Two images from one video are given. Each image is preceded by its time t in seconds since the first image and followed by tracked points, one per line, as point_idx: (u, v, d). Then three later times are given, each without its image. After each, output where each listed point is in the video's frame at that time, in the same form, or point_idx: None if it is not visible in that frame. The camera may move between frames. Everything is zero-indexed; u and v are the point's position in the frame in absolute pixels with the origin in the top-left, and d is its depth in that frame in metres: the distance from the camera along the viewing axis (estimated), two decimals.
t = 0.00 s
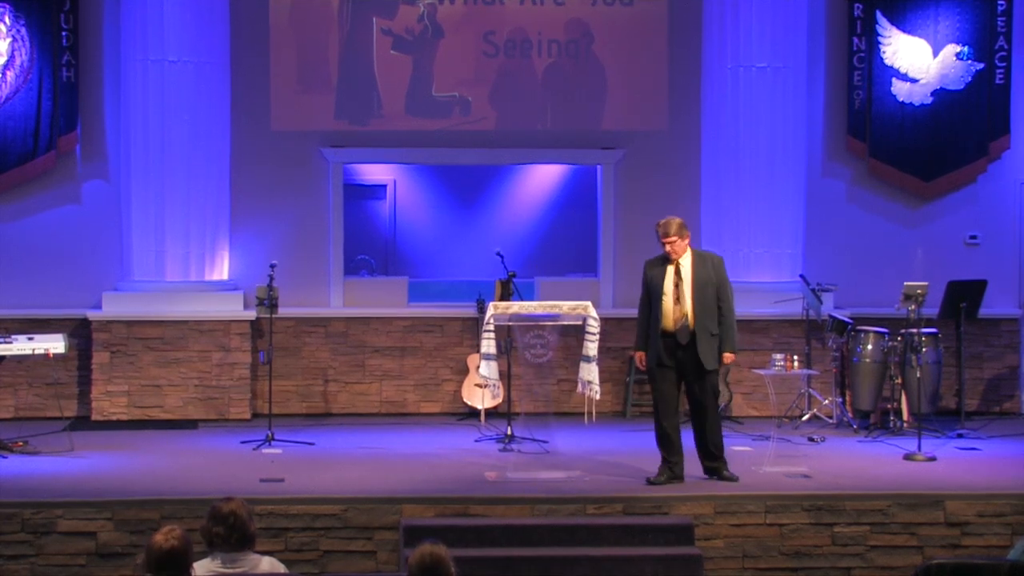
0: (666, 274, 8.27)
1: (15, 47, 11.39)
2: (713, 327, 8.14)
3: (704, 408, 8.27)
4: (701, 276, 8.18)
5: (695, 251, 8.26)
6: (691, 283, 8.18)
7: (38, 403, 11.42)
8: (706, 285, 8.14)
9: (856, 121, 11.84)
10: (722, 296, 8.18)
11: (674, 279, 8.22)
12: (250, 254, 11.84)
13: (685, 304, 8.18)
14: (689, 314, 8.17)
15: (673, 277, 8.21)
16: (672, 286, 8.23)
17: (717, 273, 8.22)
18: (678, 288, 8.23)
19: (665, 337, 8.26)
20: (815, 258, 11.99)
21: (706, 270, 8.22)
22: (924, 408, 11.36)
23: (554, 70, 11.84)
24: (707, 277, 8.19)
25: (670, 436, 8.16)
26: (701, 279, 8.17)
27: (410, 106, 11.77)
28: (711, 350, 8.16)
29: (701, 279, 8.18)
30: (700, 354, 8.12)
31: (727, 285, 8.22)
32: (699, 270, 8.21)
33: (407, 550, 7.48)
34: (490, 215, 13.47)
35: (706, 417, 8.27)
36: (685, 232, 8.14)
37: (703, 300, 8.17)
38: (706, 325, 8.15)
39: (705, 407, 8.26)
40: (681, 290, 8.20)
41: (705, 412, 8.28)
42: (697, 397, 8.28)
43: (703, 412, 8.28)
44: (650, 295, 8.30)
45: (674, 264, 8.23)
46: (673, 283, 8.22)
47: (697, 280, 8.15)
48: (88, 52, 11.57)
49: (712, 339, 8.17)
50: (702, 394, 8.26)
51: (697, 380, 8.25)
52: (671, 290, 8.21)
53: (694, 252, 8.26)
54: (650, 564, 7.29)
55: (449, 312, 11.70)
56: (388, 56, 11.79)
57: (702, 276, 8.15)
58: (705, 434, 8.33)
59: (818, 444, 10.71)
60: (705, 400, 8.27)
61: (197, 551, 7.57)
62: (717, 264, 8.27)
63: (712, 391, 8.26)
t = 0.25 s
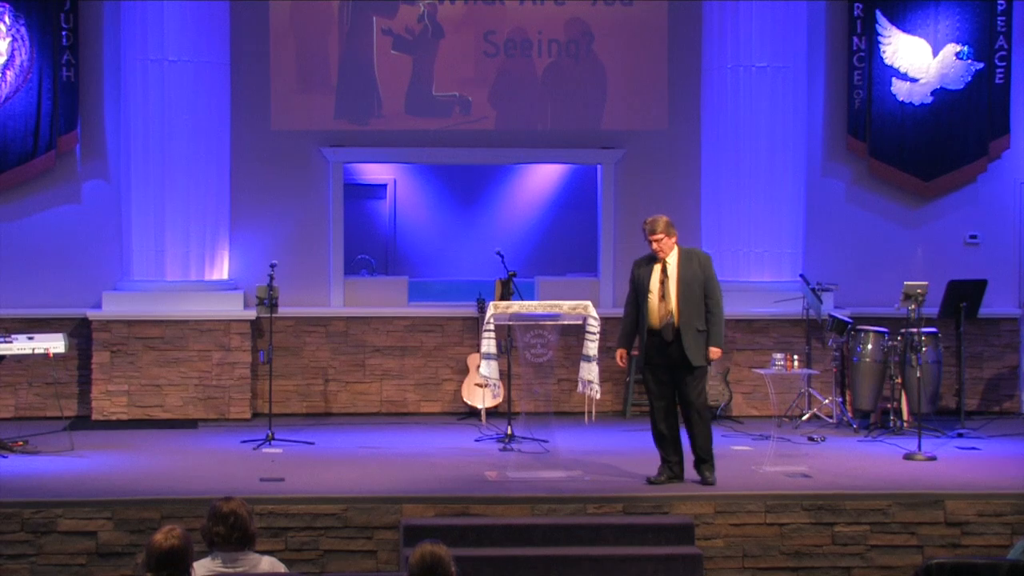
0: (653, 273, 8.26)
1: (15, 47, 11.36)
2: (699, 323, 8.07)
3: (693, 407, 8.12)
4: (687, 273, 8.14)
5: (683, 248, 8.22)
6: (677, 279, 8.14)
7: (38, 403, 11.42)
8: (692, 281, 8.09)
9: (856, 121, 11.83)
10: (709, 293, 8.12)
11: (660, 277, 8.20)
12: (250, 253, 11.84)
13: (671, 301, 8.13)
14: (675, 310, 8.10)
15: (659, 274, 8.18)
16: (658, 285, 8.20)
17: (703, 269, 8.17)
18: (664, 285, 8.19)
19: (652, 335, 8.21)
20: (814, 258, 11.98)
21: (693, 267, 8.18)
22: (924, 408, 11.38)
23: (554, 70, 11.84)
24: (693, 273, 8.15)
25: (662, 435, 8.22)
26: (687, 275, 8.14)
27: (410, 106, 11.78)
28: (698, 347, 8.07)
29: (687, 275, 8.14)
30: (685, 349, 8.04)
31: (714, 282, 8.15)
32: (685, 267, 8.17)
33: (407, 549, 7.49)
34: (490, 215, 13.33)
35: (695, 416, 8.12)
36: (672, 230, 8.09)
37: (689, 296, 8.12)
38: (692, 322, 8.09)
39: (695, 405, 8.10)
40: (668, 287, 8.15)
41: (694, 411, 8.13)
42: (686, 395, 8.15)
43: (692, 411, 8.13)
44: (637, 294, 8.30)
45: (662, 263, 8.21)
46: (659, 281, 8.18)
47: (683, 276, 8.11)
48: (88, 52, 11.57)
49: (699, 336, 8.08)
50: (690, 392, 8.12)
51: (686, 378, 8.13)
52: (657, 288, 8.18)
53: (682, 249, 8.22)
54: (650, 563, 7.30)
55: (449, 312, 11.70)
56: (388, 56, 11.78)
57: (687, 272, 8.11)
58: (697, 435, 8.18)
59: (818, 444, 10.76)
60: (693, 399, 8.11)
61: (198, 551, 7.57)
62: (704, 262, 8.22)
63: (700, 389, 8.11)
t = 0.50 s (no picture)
0: (647, 274, 8.15)
1: (9, 43, 11.24)
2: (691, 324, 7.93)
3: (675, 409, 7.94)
4: (680, 273, 8.02)
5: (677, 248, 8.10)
6: (669, 280, 8.02)
7: (32, 405, 11.27)
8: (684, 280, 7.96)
9: (862, 118, 11.69)
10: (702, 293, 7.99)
11: (653, 278, 8.08)
12: (247, 253, 11.69)
13: (663, 301, 8.01)
14: (666, 310, 7.96)
15: (652, 275, 8.08)
16: (651, 285, 8.09)
17: (697, 270, 8.05)
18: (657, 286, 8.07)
19: (644, 336, 8.09)
20: (819, 257, 11.81)
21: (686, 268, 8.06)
22: (930, 410, 11.26)
23: (555, 67, 11.68)
24: (686, 273, 8.03)
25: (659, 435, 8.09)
26: (679, 276, 8.01)
27: (410, 103, 11.62)
28: (688, 348, 7.94)
29: (679, 276, 8.01)
30: (674, 350, 7.89)
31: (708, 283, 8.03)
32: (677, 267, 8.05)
33: (406, 552, 7.35)
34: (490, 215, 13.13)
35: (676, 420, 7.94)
36: (665, 228, 7.98)
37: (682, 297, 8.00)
38: (683, 323, 7.94)
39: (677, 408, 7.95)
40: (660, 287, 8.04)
41: (676, 415, 7.95)
42: (671, 398, 7.98)
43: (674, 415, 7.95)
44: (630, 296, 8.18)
45: (655, 263, 8.09)
46: (651, 281, 8.08)
47: (674, 276, 7.99)
48: (83, 48, 11.41)
49: (690, 337, 7.94)
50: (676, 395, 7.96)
51: (674, 380, 7.97)
52: (649, 289, 8.07)
53: (676, 250, 8.09)
54: (653, 568, 7.15)
55: (449, 313, 11.55)
56: (387, 53, 11.63)
57: (679, 272, 7.99)
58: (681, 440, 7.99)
59: (822, 446, 10.64)
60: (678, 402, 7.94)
61: (194, 555, 7.44)
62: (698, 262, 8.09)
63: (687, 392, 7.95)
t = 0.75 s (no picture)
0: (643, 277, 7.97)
1: None
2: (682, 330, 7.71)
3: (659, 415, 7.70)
4: (671, 277, 7.81)
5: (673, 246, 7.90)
6: (661, 284, 7.82)
7: (18, 409, 10.95)
8: (675, 284, 7.75)
9: (873, 114, 11.36)
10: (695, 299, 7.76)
11: (647, 281, 7.90)
12: (239, 252, 11.35)
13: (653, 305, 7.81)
14: (656, 316, 7.77)
15: (644, 278, 7.91)
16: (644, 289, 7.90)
17: (691, 273, 7.82)
18: (649, 290, 7.89)
19: (636, 341, 7.92)
20: (829, 256, 11.48)
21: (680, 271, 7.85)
22: (944, 414, 10.92)
23: (556, 61, 11.36)
24: (678, 277, 7.82)
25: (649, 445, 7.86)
26: (670, 279, 7.80)
27: (407, 98, 11.29)
28: (679, 356, 7.73)
29: (671, 280, 7.80)
30: (663, 357, 7.68)
31: (702, 288, 7.79)
32: (673, 271, 7.84)
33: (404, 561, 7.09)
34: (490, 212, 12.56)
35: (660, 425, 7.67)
36: (660, 227, 7.76)
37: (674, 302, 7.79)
38: (675, 329, 7.74)
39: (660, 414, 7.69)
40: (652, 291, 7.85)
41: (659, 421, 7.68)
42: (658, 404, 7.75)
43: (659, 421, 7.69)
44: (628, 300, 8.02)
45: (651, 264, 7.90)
46: (645, 284, 7.89)
47: (665, 280, 7.79)
48: (71, 41, 11.08)
49: (682, 344, 7.73)
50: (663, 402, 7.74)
51: (664, 387, 7.76)
52: (642, 291, 7.89)
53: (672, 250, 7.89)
54: None
55: (448, 313, 11.22)
56: (385, 46, 11.30)
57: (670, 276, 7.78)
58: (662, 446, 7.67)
59: (833, 451, 10.31)
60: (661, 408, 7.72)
61: (186, 562, 7.22)
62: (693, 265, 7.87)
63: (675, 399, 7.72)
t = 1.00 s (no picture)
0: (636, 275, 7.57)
1: None
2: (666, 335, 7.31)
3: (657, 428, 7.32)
4: (662, 277, 7.39)
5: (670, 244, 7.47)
6: (651, 284, 7.41)
7: None
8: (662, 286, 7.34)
9: (889, 106, 10.93)
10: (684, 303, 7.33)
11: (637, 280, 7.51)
12: (229, 251, 10.91)
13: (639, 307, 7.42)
14: (642, 318, 7.39)
15: (636, 277, 7.50)
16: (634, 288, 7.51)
17: (683, 275, 7.39)
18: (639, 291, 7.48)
19: (620, 344, 7.56)
20: (843, 255, 11.02)
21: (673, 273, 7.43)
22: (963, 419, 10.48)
23: (559, 52, 10.90)
24: (669, 278, 7.40)
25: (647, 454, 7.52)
26: (661, 280, 7.39)
27: (404, 90, 10.85)
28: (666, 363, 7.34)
29: (661, 280, 7.39)
30: (643, 363, 7.32)
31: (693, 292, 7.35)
32: (664, 272, 7.41)
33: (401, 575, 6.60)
34: (489, 209, 11.95)
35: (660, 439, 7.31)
36: (658, 225, 7.37)
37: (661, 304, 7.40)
38: (661, 334, 7.35)
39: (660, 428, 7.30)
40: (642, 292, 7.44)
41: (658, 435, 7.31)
42: (652, 415, 7.38)
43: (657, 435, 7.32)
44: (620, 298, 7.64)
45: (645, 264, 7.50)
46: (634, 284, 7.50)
47: (655, 280, 7.38)
48: (54, 31, 10.66)
49: (666, 351, 7.34)
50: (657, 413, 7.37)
51: (654, 396, 7.40)
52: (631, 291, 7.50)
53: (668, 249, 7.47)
54: None
55: (446, 315, 10.78)
56: (380, 36, 10.86)
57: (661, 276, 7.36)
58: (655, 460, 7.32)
59: (847, 457, 9.88)
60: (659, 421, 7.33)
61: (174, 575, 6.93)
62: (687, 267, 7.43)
63: (670, 410, 7.35)
